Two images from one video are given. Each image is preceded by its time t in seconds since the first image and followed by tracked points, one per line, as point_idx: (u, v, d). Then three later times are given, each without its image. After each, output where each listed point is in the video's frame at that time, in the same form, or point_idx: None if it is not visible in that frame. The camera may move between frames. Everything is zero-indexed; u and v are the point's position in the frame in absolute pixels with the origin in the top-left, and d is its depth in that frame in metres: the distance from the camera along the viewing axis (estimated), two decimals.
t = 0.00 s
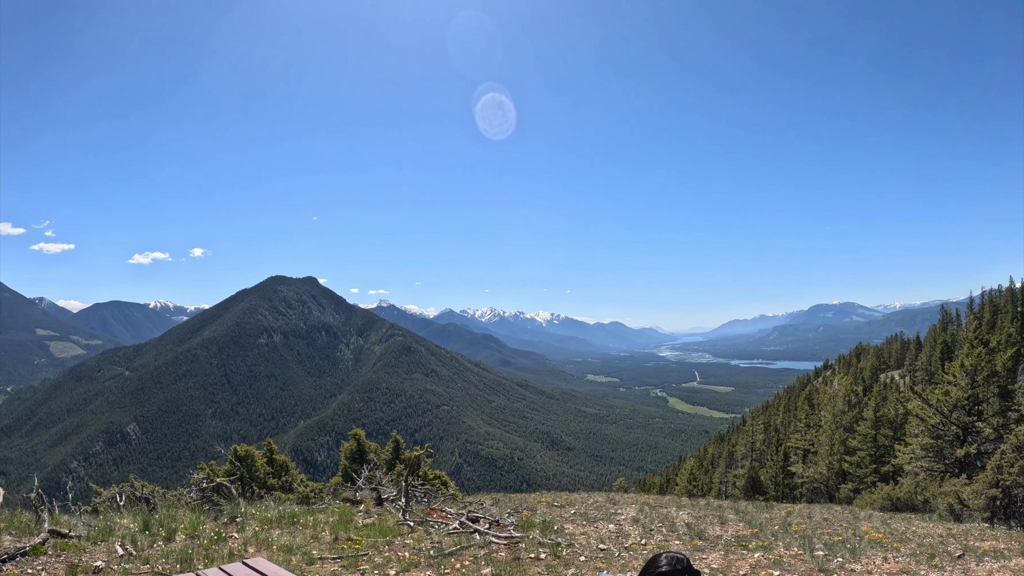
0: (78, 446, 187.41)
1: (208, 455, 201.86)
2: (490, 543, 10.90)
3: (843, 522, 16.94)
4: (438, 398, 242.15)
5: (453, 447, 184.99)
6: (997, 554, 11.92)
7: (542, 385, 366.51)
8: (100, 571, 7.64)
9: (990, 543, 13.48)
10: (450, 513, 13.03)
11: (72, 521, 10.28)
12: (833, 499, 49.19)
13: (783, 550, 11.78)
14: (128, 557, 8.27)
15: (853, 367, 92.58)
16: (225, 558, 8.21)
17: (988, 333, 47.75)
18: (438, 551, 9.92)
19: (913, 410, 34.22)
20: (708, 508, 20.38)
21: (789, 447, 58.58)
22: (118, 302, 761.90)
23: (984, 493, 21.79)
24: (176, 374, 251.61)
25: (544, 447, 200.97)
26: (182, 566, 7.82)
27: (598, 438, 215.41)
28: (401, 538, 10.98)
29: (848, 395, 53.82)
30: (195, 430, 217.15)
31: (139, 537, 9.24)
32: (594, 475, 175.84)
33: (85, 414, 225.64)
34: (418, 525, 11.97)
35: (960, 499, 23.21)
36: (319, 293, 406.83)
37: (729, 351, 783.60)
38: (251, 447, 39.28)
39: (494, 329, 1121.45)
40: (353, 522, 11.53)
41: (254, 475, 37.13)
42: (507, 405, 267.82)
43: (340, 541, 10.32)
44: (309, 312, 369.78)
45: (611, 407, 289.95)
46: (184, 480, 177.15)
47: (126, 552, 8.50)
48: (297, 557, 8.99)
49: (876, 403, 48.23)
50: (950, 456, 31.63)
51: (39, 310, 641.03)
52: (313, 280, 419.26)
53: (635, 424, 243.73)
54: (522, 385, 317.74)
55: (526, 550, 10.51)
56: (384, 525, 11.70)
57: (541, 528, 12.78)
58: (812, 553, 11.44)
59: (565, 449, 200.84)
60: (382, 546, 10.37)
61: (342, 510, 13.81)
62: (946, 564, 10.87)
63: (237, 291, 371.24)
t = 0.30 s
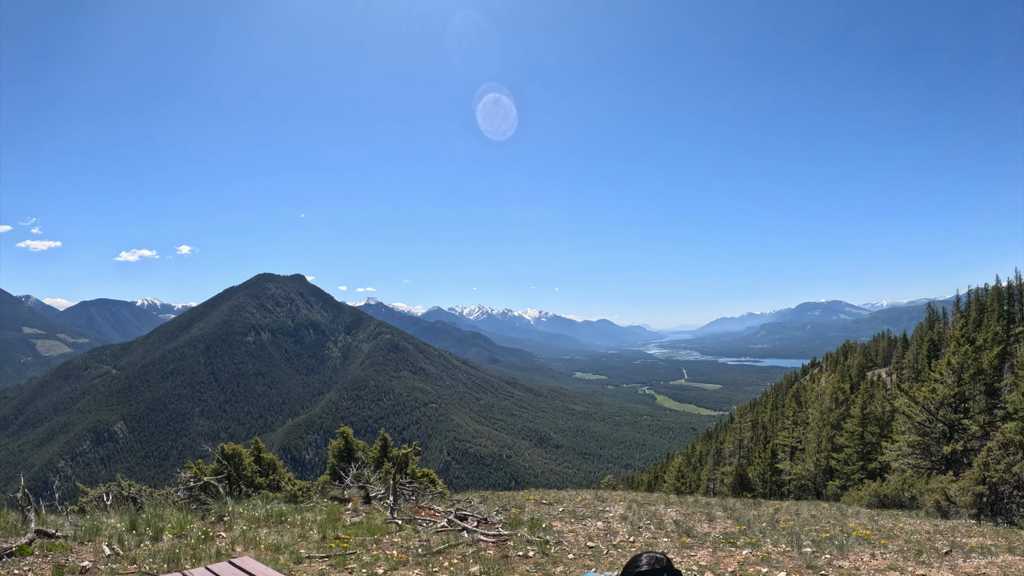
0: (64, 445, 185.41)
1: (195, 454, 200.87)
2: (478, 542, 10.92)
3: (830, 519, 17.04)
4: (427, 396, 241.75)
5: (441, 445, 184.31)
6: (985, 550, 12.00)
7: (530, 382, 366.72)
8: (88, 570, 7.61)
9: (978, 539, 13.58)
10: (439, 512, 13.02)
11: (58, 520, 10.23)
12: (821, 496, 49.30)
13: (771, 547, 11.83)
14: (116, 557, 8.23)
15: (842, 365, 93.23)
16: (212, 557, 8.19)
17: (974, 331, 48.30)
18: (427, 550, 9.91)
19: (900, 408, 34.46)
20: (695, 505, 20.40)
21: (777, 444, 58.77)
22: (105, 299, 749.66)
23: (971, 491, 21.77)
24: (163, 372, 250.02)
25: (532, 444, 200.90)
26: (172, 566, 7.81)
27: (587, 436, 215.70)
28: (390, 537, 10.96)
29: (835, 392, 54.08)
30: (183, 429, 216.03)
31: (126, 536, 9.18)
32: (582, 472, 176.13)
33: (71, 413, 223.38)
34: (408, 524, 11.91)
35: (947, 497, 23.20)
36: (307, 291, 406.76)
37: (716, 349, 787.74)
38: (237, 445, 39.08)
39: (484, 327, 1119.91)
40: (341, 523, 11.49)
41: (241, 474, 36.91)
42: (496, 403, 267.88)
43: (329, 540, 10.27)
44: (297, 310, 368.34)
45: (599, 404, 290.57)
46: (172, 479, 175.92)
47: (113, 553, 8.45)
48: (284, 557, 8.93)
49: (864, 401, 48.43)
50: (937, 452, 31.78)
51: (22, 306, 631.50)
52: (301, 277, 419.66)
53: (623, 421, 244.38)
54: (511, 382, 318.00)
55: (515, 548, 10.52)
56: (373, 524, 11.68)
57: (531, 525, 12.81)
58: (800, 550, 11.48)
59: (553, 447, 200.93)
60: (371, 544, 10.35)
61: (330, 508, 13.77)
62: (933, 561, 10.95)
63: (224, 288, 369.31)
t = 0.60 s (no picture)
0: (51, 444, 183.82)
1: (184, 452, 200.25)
2: (466, 540, 10.94)
3: (820, 517, 17.07)
4: (416, 393, 241.45)
5: (430, 443, 183.86)
6: (973, 547, 12.09)
7: (519, 379, 366.56)
8: (76, 570, 7.60)
9: (966, 536, 13.70)
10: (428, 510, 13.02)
11: (46, 521, 10.18)
12: (809, 494, 49.48)
13: (760, 545, 11.84)
14: (104, 557, 8.19)
15: (830, 363, 93.87)
16: (200, 556, 8.19)
17: (960, 330, 48.78)
18: (416, 548, 9.92)
19: (888, 406, 34.70)
20: (684, 503, 20.41)
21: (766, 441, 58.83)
22: (92, 296, 740.38)
23: (958, 489, 21.59)
24: (151, 370, 248.69)
25: (522, 442, 200.97)
26: (162, 565, 7.81)
27: (576, 434, 216.03)
28: (379, 535, 11.00)
29: (824, 390, 54.22)
30: (171, 427, 215.13)
31: (114, 536, 9.15)
32: (572, 470, 176.66)
33: (59, 412, 221.61)
34: (398, 524, 11.85)
35: (934, 494, 23.07)
36: (295, 288, 405.48)
37: (706, 347, 791.33)
38: (226, 445, 38.91)
39: (475, 326, 1119.76)
40: (329, 522, 11.41)
41: (230, 473, 36.76)
42: (485, 400, 267.75)
43: (317, 540, 10.26)
44: (286, 308, 367.08)
45: (588, 402, 291.45)
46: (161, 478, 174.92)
47: (101, 553, 8.42)
48: (271, 557, 8.92)
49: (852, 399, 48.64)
50: (925, 450, 31.95)
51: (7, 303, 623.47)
52: (290, 275, 418.61)
53: (613, 419, 244.77)
54: (500, 380, 318.06)
55: (502, 547, 10.54)
56: (362, 523, 11.66)
57: (520, 523, 12.82)
58: (789, 548, 11.52)
59: (543, 444, 201.08)
60: (360, 543, 10.34)
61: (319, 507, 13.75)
62: (920, 558, 11.00)
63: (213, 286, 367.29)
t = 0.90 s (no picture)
0: (39, 443, 182.20)
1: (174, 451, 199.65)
2: (455, 538, 10.94)
3: (807, 514, 17.21)
4: (405, 391, 241.15)
5: (419, 441, 183.24)
6: (960, 544, 12.19)
7: (508, 377, 366.33)
8: (63, 570, 7.55)
9: (952, 534, 13.78)
10: (416, 508, 12.99)
11: (33, 520, 10.10)
12: (797, 491, 49.70)
13: (748, 542, 11.89)
14: (91, 557, 8.14)
15: (819, 361, 94.07)
16: (187, 555, 8.21)
17: (947, 328, 49.27)
18: (404, 547, 9.88)
19: (876, 404, 34.87)
20: (673, 501, 20.50)
21: (754, 440, 58.93)
22: (78, 294, 730.67)
23: (946, 486, 21.30)
24: (140, 369, 247.26)
25: (511, 440, 200.84)
26: (150, 566, 7.78)
27: (565, 432, 216.07)
28: (367, 534, 10.95)
29: (812, 389, 54.41)
30: (160, 425, 214.28)
31: (103, 535, 9.13)
32: (560, 468, 176.78)
33: (46, 411, 219.46)
34: (385, 522, 11.89)
35: (922, 492, 22.81)
36: (285, 286, 404.46)
37: (694, 346, 792.37)
38: (214, 443, 38.72)
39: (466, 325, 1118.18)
40: (318, 519, 11.41)
41: (218, 472, 36.59)
42: (475, 398, 267.74)
43: (305, 538, 10.24)
44: (275, 305, 365.63)
45: (577, 400, 291.87)
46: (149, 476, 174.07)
47: (90, 552, 8.40)
48: (260, 557, 8.85)
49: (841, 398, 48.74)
50: (913, 448, 31.94)
51: None
52: (279, 272, 416.82)
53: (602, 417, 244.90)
54: (490, 378, 318.11)
55: (489, 545, 10.57)
56: (351, 521, 11.66)
57: (510, 523, 12.78)
58: (777, 545, 11.59)
59: (532, 442, 201.09)
60: (349, 541, 10.30)
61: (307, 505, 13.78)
62: (909, 555, 11.08)
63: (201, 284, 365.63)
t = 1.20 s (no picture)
0: (25, 442, 180.63)
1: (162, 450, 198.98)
2: (443, 536, 10.95)
3: (796, 512, 17.29)
4: (394, 389, 240.74)
5: (407, 439, 182.62)
6: (947, 541, 12.28)
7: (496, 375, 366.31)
8: (51, 569, 7.54)
9: (940, 531, 13.87)
10: (405, 507, 12.98)
11: (21, 520, 10.07)
12: (785, 489, 49.97)
13: (737, 540, 11.94)
14: (80, 557, 8.12)
15: (807, 360, 94.32)
16: (174, 554, 8.21)
17: (933, 327, 49.72)
18: (391, 545, 9.88)
19: (864, 402, 35.03)
20: (662, 499, 20.47)
21: (743, 438, 58.92)
22: (66, 291, 718.91)
23: (933, 483, 21.16)
24: (127, 367, 245.99)
25: (499, 438, 200.56)
26: (138, 564, 7.77)
27: (553, 430, 215.95)
28: (356, 532, 10.95)
29: (800, 387, 54.49)
30: (148, 424, 213.45)
31: (91, 534, 9.13)
32: (548, 466, 176.86)
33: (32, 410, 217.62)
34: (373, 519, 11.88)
35: (910, 489, 22.85)
36: (273, 284, 402.75)
37: (683, 343, 794.03)
38: (202, 441, 38.56)
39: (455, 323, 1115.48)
40: (308, 518, 11.37)
41: (206, 471, 36.34)
42: (463, 396, 267.52)
43: (294, 537, 10.23)
44: (263, 303, 364.43)
45: (566, 398, 292.57)
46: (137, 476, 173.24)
47: (78, 551, 8.37)
48: (249, 556, 8.84)
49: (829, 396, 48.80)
50: (900, 446, 32.20)
51: None
52: (267, 270, 415.33)
53: (590, 415, 245.08)
54: (477, 376, 317.74)
55: (478, 543, 10.58)
56: (339, 519, 11.66)
57: (498, 520, 12.79)
58: (765, 542, 11.63)
59: (521, 441, 201.08)
60: (336, 539, 10.29)
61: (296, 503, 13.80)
62: (897, 552, 11.16)
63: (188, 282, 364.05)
